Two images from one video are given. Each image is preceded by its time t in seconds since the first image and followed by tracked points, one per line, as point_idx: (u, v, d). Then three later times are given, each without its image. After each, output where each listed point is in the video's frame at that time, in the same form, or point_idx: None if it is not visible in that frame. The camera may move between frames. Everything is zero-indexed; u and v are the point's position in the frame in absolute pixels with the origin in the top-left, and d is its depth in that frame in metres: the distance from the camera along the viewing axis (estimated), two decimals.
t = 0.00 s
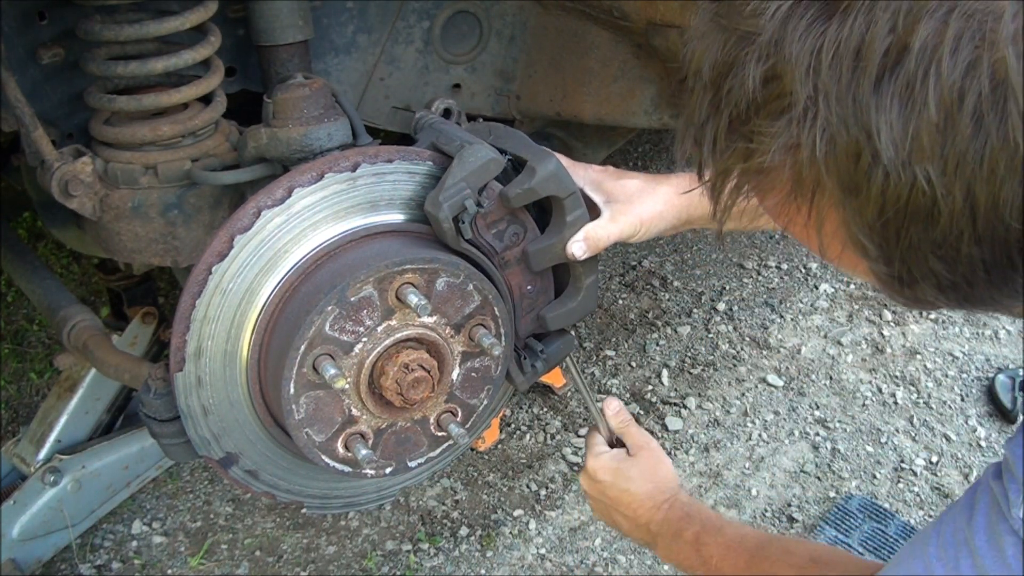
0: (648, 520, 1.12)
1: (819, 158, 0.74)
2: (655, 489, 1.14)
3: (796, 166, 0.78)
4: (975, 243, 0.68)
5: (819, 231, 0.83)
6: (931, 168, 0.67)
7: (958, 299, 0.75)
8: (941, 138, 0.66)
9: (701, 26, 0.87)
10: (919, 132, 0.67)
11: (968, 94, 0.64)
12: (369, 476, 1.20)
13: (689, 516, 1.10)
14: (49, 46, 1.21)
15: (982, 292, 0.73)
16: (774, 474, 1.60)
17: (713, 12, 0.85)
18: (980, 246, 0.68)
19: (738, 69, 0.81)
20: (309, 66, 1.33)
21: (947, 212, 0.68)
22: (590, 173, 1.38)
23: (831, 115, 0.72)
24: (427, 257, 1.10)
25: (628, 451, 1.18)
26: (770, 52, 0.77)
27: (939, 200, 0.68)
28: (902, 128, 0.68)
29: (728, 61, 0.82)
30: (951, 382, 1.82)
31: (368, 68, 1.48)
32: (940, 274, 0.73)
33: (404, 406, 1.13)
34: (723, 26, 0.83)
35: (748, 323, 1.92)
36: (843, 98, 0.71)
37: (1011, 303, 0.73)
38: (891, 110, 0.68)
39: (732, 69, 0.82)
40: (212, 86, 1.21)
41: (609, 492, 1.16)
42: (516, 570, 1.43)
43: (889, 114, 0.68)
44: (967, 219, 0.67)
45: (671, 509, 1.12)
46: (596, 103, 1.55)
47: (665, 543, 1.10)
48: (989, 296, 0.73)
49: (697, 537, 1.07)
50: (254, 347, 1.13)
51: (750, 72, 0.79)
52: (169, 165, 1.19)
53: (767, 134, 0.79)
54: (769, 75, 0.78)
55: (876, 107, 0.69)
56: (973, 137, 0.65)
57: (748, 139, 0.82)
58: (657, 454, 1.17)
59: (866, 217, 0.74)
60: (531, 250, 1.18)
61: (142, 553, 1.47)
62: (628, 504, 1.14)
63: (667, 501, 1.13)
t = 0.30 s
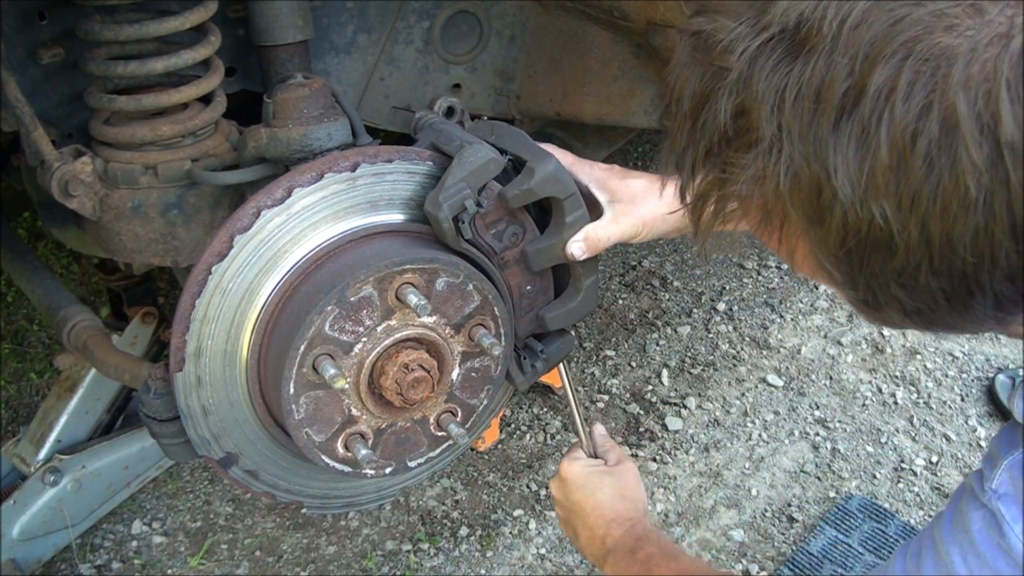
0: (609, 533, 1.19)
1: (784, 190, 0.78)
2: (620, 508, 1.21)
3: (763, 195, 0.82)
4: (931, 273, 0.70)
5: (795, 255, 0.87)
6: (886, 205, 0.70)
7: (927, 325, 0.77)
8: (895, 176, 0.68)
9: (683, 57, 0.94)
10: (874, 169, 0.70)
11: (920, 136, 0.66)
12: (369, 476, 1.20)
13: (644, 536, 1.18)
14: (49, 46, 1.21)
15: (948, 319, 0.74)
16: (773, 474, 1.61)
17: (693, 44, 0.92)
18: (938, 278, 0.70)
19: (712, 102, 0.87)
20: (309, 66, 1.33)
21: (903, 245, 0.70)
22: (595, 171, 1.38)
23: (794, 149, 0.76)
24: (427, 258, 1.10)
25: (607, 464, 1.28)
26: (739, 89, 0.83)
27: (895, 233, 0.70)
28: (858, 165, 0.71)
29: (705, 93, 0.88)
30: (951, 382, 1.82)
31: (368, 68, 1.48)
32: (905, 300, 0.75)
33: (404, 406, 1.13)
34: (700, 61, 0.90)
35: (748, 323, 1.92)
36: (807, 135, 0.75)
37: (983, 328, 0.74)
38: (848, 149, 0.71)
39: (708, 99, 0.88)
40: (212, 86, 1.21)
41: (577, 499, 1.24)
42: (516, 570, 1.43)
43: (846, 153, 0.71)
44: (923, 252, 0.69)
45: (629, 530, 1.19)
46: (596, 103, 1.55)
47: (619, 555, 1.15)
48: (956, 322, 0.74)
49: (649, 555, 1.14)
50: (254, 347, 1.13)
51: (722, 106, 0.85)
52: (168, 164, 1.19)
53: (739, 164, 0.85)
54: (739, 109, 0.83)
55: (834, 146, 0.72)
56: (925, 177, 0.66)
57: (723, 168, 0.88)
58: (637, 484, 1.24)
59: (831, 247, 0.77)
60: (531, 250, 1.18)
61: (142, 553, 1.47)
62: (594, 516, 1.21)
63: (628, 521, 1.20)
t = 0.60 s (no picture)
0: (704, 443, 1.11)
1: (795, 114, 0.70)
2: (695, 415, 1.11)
3: (775, 124, 0.74)
4: (949, 197, 0.65)
5: (801, 196, 0.79)
6: (905, 118, 0.64)
7: (940, 261, 0.71)
8: (914, 86, 0.63)
9: None
10: (892, 81, 0.64)
11: (940, 45, 0.61)
12: (369, 476, 1.20)
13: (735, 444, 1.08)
14: (49, 46, 1.21)
15: (964, 254, 0.69)
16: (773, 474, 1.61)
17: None
18: (956, 200, 0.65)
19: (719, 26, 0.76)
20: (309, 66, 1.33)
21: (921, 165, 0.65)
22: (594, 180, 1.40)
23: (806, 67, 0.68)
24: (427, 257, 1.10)
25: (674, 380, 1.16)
26: (753, 6, 0.72)
27: (913, 152, 0.65)
28: (875, 77, 0.64)
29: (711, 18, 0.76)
30: (951, 382, 1.82)
31: (368, 68, 1.48)
32: (919, 233, 0.69)
33: (404, 406, 1.13)
34: None
35: (748, 323, 1.92)
36: (819, 51, 0.67)
37: (997, 266, 0.69)
38: (864, 60, 0.65)
39: (714, 28, 0.76)
40: (212, 86, 1.21)
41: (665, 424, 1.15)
42: (516, 570, 1.43)
43: (863, 66, 0.65)
44: (940, 173, 0.64)
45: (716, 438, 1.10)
46: (596, 103, 1.55)
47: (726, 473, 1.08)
48: (971, 257, 0.69)
49: (745, 470, 1.06)
50: (254, 347, 1.13)
51: (731, 28, 0.74)
52: (168, 165, 1.19)
53: (747, 90, 0.75)
54: (750, 31, 0.73)
55: (850, 58, 0.65)
56: (946, 87, 0.62)
57: (732, 96, 0.78)
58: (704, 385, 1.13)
59: (843, 172, 0.70)
60: (531, 250, 1.18)
61: (142, 553, 1.47)
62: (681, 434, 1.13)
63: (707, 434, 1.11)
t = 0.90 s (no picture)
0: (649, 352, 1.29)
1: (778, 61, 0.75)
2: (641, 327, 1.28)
3: (761, 73, 0.79)
4: (925, 134, 0.70)
5: (790, 144, 0.83)
6: (878, 60, 0.69)
7: (923, 203, 0.75)
8: (885, 30, 0.68)
9: None
10: (864, 25, 0.69)
11: None
12: (369, 476, 1.20)
13: (683, 359, 1.25)
14: (49, 46, 1.21)
15: (944, 192, 0.73)
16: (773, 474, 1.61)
17: None
18: (929, 134, 0.69)
19: None
20: (309, 66, 1.33)
21: (895, 105, 0.70)
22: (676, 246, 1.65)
23: (787, 17, 0.73)
24: (427, 257, 1.10)
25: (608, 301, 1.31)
26: None
27: (887, 92, 0.69)
28: (849, 22, 0.69)
29: None
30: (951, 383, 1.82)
31: (367, 68, 1.48)
32: (899, 173, 0.74)
33: (404, 406, 1.13)
34: None
35: (748, 323, 1.92)
36: (799, 4, 0.72)
37: (976, 207, 0.73)
38: (839, 8, 0.70)
39: None
40: (212, 86, 1.21)
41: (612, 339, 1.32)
42: (516, 570, 1.43)
43: (838, 12, 0.70)
44: (914, 109, 0.69)
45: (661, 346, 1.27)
46: (596, 103, 1.55)
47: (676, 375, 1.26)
48: (952, 195, 0.73)
49: (696, 379, 1.22)
50: (254, 347, 1.13)
51: None
52: (168, 164, 1.19)
53: (735, 44, 0.80)
54: None
55: (826, 5, 0.70)
56: (915, 30, 0.67)
57: (724, 50, 0.84)
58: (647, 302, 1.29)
59: (825, 116, 0.75)
60: (531, 250, 1.18)
61: (142, 553, 1.47)
62: (629, 346, 1.30)
63: (654, 340, 1.28)
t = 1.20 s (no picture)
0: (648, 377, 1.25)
1: None
2: (643, 350, 1.25)
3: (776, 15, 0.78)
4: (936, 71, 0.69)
5: (801, 90, 0.80)
6: None
7: (931, 150, 0.74)
8: None
9: None
10: None
11: None
12: (369, 476, 1.20)
13: (685, 387, 1.21)
14: (49, 46, 1.21)
15: (952, 137, 0.72)
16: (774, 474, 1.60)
17: None
18: (939, 73, 0.69)
19: None
20: (309, 66, 1.33)
21: (909, 40, 0.69)
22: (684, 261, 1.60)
23: None
24: (427, 257, 1.10)
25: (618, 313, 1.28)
26: None
27: (900, 28, 0.69)
28: None
29: None
30: (951, 382, 1.82)
31: (368, 68, 1.48)
32: (909, 116, 0.73)
33: (404, 406, 1.13)
34: None
35: (748, 324, 1.92)
36: None
37: (982, 153, 0.72)
38: None
39: None
40: (212, 86, 1.21)
41: (610, 359, 1.28)
42: (516, 570, 1.43)
43: None
44: (925, 45, 0.69)
45: (663, 370, 1.24)
46: (596, 103, 1.55)
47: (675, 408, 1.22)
48: (960, 141, 0.72)
49: (701, 410, 1.18)
50: (254, 347, 1.13)
51: None
52: (168, 164, 1.19)
53: None
54: None
55: None
56: None
57: None
58: (648, 320, 1.27)
59: (839, 56, 0.73)
60: (531, 251, 1.18)
61: (142, 553, 1.47)
62: (630, 368, 1.26)
63: (660, 367, 1.24)
